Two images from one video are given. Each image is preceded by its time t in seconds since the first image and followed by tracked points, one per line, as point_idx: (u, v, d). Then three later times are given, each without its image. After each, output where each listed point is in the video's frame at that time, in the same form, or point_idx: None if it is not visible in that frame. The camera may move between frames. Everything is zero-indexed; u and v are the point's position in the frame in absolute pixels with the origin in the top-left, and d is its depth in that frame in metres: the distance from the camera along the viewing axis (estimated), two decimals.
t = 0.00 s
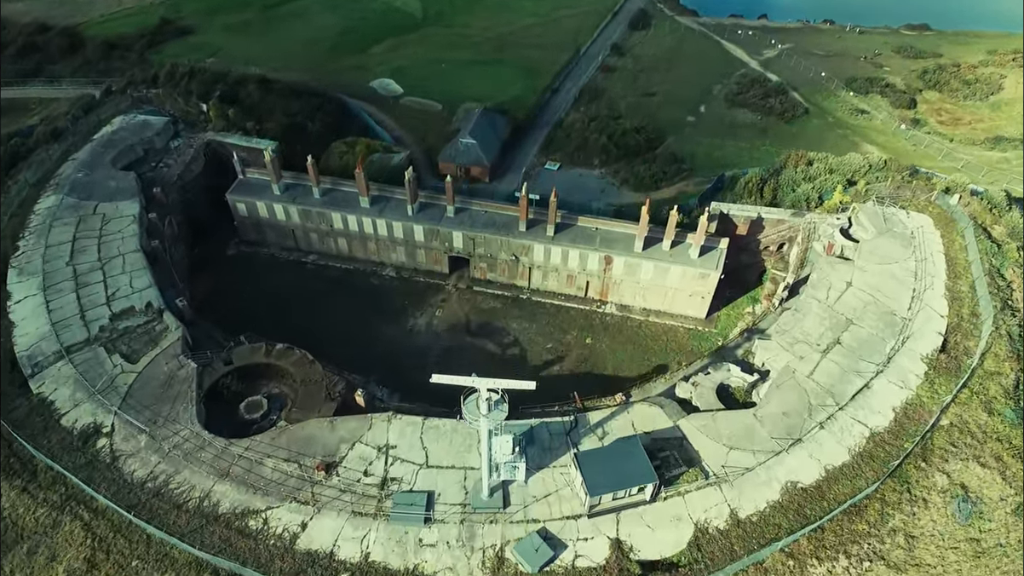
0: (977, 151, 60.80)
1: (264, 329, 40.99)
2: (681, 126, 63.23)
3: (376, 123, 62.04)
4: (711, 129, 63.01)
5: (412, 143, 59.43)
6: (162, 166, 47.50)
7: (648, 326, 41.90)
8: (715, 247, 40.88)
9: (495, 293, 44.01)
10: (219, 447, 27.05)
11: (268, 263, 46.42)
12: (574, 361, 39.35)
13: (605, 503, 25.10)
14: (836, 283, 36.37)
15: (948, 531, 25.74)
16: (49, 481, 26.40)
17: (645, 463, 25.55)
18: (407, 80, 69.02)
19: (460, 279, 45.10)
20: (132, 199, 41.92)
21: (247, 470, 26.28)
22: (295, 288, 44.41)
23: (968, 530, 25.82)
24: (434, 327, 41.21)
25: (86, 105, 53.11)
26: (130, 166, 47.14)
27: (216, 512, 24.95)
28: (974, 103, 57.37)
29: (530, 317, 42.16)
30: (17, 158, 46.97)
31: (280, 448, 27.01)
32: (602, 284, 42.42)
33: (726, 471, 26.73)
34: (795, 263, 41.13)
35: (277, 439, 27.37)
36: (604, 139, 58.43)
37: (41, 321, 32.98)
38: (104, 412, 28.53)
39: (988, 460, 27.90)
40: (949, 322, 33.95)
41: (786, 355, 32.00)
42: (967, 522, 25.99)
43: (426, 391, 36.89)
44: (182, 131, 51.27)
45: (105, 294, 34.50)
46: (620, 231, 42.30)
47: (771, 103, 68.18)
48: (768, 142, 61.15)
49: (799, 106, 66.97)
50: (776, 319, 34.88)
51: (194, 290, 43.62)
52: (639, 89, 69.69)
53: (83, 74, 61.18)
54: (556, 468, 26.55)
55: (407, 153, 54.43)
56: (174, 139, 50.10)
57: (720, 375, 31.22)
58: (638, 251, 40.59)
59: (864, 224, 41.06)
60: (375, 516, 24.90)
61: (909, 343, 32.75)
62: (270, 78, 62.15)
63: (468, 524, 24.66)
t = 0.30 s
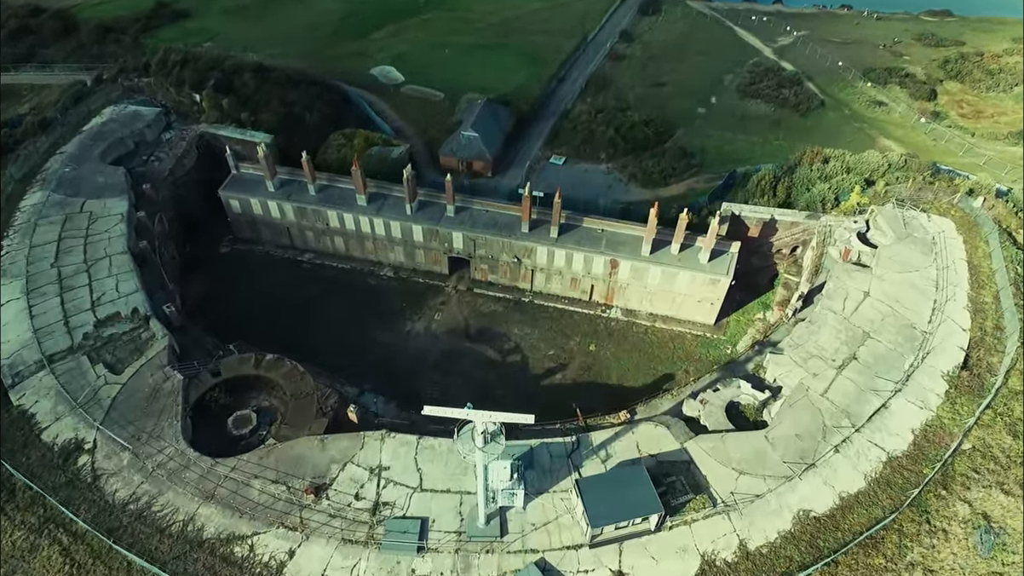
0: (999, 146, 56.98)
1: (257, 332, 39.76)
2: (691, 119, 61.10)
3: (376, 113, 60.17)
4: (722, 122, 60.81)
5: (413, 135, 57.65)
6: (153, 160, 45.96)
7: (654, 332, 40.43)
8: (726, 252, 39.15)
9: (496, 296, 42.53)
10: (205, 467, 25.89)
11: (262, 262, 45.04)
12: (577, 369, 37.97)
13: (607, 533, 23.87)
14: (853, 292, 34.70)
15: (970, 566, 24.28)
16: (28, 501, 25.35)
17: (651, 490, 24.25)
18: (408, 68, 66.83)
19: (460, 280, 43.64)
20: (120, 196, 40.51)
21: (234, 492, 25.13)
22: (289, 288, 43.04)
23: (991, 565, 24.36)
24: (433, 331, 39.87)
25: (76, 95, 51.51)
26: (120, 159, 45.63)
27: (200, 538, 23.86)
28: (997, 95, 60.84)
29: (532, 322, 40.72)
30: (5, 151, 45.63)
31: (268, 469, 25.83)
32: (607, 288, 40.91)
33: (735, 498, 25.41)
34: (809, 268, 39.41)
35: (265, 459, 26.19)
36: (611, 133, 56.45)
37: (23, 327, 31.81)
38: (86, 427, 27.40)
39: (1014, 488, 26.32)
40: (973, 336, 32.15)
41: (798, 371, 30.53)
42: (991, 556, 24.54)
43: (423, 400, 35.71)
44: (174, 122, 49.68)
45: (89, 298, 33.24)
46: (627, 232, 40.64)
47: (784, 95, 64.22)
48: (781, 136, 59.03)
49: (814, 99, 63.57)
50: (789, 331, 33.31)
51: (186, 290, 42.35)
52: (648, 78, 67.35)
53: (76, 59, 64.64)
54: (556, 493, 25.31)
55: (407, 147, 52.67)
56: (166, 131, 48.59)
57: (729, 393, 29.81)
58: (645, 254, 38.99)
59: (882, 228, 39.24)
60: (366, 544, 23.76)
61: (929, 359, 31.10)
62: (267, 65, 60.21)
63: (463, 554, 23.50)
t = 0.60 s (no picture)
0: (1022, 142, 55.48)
1: (250, 335, 38.48)
2: (702, 111, 58.98)
3: (376, 103, 58.25)
4: (733, 115, 58.71)
5: (413, 127, 55.83)
6: (144, 154, 44.42)
7: (661, 338, 38.99)
8: (736, 256, 37.52)
9: (497, 299, 41.07)
10: (189, 488, 24.78)
11: (256, 260, 43.61)
12: (579, 378, 36.59)
13: (609, 567, 22.72)
14: (871, 303, 33.03)
15: None
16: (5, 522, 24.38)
17: (656, 521, 23.03)
18: (409, 54, 64.60)
19: (460, 281, 42.17)
20: (108, 193, 39.05)
21: (219, 516, 24.03)
22: (283, 288, 41.64)
23: None
24: (431, 336, 38.52)
25: (64, 84, 49.72)
26: (109, 153, 44.10)
27: (183, 566, 22.85)
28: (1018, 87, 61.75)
29: (534, 327, 39.31)
30: None
31: (256, 492, 24.71)
32: (612, 292, 39.39)
33: (744, 529, 24.18)
34: (823, 274, 37.78)
35: (253, 480, 25.06)
36: (618, 125, 54.37)
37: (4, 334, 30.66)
38: (66, 444, 26.32)
39: None
40: (996, 352, 30.54)
41: (812, 388, 29.06)
42: None
43: (420, 409, 34.51)
44: (166, 113, 48.05)
45: (73, 304, 32.00)
46: (634, 235, 38.96)
47: (800, 86, 61.47)
48: (795, 130, 56.96)
49: (830, 89, 61.37)
50: (802, 344, 31.72)
51: (177, 289, 41.02)
52: (658, 67, 64.94)
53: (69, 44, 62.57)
54: (556, 521, 24.14)
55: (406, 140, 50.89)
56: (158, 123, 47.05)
57: (739, 412, 28.39)
58: (653, 259, 37.40)
59: (902, 234, 37.44)
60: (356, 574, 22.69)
61: (951, 377, 29.51)
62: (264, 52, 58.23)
63: None
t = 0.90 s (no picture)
0: None
1: (242, 339, 37.34)
2: (713, 103, 56.76)
3: (375, 91, 56.23)
4: (745, 107, 56.46)
5: (413, 118, 53.96)
6: (133, 147, 42.88)
7: (666, 346, 37.58)
8: (747, 262, 35.92)
9: (498, 302, 39.67)
10: (173, 512, 23.76)
11: (249, 258, 42.25)
12: (582, 388, 35.31)
13: None
14: (889, 316, 31.43)
15: None
16: None
17: (660, 556, 21.87)
18: (410, 40, 62.29)
19: (460, 283, 40.73)
20: (95, 190, 37.64)
21: (203, 543, 23.04)
22: (277, 289, 40.35)
23: None
24: (429, 342, 37.24)
25: (52, 73, 47.90)
26: (97, 146, 42.58)
27: None
28: None
29: (535, 333, 37.96)
30: None
31: (241, 517, 23.68)
32: (617, 297, 37.94)
33: (751, 562, 23.08)
34: (838, 282, 36.17)
35: (239, 504, 24.02)
36: (626, 117, 52.22)
37: None
38: (46, 462, 25.31)
39: None
40: (1020, 371, 29.07)
41: (826, 409, 27.65)
42: None
43: (416, 420, 33.42)
44: (157, 104, 46.37)
45: (56, 310, 30.82)
46: (641, 238, 37.31)
47: (816, 76, 59.02)
48: (809, 123, 54.74)
49: (847, 80, 58.79)
50: (815, 359, 30.26)
51: (168, 289, 39.75)
52: (667, 54, 62.42)
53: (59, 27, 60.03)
54: (554, 551, 23.11)
55: (406, 134, 49.13)
56: (147, 114, 45.48)
57: (748, 434, 27.05)
58: (660, 264, 35.83)
59: (922, 240, 35.71)
60: None
61: (972, 398, 28.07)
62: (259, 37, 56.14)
63: None
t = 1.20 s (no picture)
0: None
1: (234, 343, 36.25)
2: (724, 95, 54.62)
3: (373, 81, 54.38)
4: (758, 99, 54.32)
5: (413, 109, 52.21)
6: (122, 142, 41.42)
7: (672, 355, 36.28)
8: (757, 270, 34.43)
9: (497, 307, 38.37)
10: (155, 538, 22.83)
11: (242, 258, 40.97)
12: (583, 399, 34.12)
13: None
14: (908, 332, 29.95)
15: None
16: None
17: None
18: (410, 26, 60.09)
19: (458, 286, 39.39)
20: (81, 189, 36.31)
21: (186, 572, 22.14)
22: (270, 291, 39.11)
23: None
24: (426, 349, 36.09)
25: (39, 61, 46.20)
26: (84, 140, 41.13)
27: None
28: None
29: (536, 340, 36.70)
30: None
31: (227, 544, 22.78)
32: (621, 304, 36.58)
33: None
34: (852, 291, 34.68)
35: (223, 530, 23.09)
36: (633, 110, 50.24)
37: None
38: (25, 482, 24.37)
39: None
40: None
41: (838, 432, 26.35)
42: None
43: (411, 432, 32.36)
44: (147, 95, 44.76)
45: (38, 318, 29.76)
46: (648, 244, 35.84)
47: (832, 66, 56.71)
48: (825, 117, 52.59)
49: (864, 72, 56.51)
50: (828, 377, 28.91)
51: (158, 290, 38.61)
52: (678, 42, 60.09)
53: (48, 9, 57.93)
54: None
55: (404, 127, 47.43)
56: (137, 106, 43.94)
57: (756, 459, 25.80)
58: (667, 271, 34.42)
59: (943, 250, 34.26)
60: None
61: (993, 423, 26.76)
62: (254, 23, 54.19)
63: None
